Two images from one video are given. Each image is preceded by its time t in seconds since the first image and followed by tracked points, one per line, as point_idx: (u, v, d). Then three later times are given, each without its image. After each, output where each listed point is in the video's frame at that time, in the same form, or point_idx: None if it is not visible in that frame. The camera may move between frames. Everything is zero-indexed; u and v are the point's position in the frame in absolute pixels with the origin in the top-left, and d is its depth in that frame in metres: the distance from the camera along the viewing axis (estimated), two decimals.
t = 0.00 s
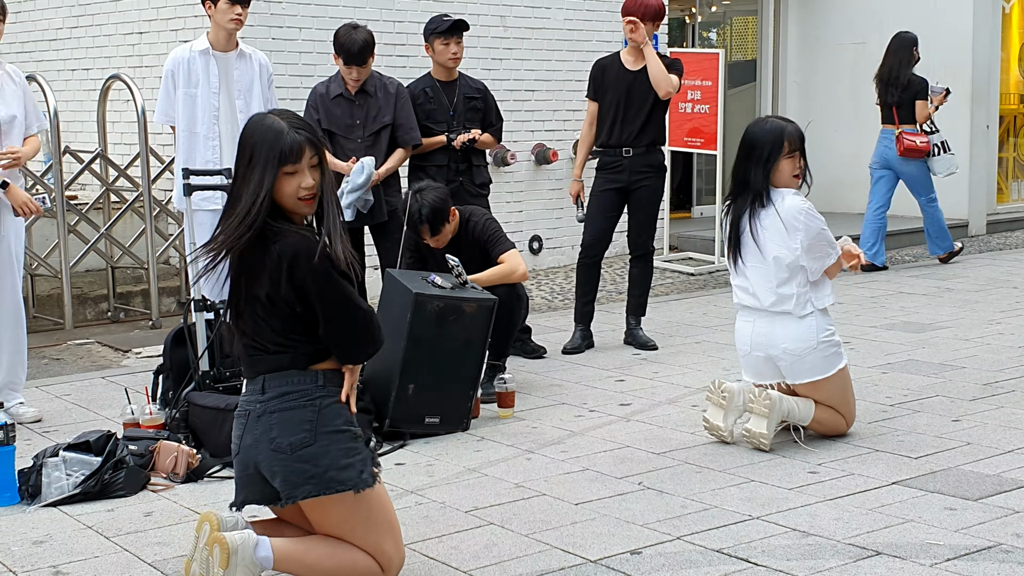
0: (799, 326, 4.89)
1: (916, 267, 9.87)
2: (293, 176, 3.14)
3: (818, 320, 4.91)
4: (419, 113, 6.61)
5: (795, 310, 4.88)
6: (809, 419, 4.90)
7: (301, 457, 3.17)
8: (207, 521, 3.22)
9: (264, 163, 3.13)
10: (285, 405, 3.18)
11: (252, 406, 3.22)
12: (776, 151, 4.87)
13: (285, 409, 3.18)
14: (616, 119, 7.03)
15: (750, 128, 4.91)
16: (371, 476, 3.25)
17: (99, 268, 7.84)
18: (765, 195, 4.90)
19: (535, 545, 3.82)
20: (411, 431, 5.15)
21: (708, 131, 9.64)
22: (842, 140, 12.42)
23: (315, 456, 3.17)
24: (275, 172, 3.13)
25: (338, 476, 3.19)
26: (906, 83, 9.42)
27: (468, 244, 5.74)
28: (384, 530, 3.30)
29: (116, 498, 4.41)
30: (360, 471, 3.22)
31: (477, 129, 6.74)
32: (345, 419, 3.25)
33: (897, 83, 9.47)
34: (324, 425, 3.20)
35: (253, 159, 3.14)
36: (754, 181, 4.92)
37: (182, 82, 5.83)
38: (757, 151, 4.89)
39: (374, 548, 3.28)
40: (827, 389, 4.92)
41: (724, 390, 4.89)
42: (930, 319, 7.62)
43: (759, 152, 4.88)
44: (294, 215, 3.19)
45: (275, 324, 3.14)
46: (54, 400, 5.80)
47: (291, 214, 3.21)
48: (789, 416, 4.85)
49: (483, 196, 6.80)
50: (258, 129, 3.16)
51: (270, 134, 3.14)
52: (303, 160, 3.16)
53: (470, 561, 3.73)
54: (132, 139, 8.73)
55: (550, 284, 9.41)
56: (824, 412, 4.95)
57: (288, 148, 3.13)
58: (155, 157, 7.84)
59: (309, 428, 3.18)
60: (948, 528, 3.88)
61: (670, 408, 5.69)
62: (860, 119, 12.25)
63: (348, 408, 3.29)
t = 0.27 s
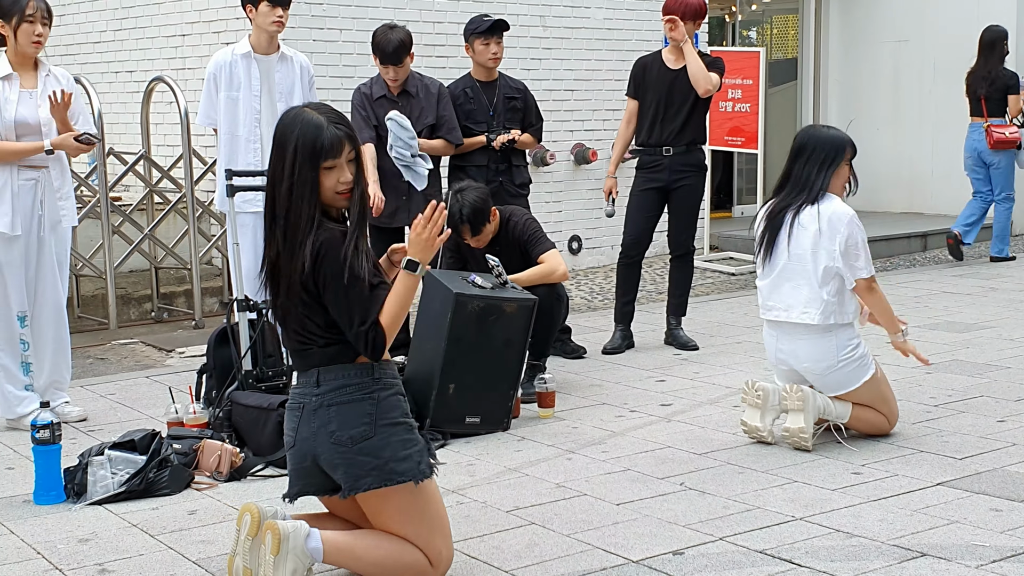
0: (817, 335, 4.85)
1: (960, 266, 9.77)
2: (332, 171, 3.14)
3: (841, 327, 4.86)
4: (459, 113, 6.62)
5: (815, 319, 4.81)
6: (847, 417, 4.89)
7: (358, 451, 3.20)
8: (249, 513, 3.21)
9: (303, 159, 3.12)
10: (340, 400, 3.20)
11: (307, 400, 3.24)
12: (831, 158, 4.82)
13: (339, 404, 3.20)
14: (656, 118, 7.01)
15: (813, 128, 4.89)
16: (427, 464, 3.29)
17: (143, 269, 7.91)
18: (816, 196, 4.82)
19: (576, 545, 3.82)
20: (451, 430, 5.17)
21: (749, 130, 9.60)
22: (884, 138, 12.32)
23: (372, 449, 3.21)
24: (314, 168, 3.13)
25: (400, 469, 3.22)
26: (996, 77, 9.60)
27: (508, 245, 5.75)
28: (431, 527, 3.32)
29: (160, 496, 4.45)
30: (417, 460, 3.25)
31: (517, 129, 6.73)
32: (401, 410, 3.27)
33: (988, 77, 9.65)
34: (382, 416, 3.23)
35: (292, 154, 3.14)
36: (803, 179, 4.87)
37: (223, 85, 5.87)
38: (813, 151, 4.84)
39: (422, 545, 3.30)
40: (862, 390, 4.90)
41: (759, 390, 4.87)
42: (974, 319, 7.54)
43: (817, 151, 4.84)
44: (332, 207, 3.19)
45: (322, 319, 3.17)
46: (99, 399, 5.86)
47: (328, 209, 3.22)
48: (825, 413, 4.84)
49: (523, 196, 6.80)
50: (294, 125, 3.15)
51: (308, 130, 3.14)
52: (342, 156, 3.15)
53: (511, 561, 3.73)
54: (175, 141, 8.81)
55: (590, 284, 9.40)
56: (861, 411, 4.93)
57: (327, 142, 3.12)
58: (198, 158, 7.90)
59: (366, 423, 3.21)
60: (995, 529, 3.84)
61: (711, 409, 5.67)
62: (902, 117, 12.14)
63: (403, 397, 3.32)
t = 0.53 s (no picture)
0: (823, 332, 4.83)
1: (975, 264, 9.74)
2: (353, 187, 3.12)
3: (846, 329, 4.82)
4: (471, 113, 6.63)
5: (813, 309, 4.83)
6: (853, 417, 4.90)
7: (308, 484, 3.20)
8: (247, 509, 3.27)
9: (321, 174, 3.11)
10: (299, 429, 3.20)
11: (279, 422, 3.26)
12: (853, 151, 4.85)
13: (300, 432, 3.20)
14: (670, 116, 7.00)
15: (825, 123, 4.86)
16: (373, 512, 3.25)
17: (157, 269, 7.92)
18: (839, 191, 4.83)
19: (589, 544, 3.82)
20: (465, 430, 5.15)
21: (761, 128, 9.58)
22: (896, 136, 12.29)
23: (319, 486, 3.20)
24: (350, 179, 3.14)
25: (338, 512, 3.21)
26: None
27: (521, 244, 5.74)
28: (430, 528, 3.35)
29: (174, 496, 4.47)
30: (360, 507, 3.22)
31: (529, 128, 6.73)
32: (354, 456, 3.21)
33: None
34: (330, 460, 3.19)
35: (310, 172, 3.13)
36: (828, 177, 4.85)
37: (239, 87, 5.88)
38: (835, 148, 4.83)
39: (423, 549, 3.33)
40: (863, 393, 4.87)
41: (765, 388, 4.88)
42: (988, 317, 7.52)
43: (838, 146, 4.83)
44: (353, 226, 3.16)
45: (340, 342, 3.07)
46: (113, 399, 5.88)
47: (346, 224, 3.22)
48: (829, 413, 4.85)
49: (536, 195, 6.79)
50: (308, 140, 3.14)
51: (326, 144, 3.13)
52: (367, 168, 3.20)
53: (524, 560, 3.73)
54: (188, 141, 8.83)
55: (602, 283, 9.40)
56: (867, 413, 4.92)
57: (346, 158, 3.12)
58: (212, 159, 7.92)
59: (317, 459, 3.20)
60: (1010, 528, 3.83)
61: (724, 408, 5.66)
62: (915, 115, 12.10)
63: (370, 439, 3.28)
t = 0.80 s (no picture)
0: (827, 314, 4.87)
1: (974, 264, 9.74)
2: (374, 172, 3.23)
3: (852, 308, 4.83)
4: (470, 115, 6.63)
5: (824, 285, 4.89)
6: (845, 410, 4.88)
7: (302, 480, 3.24)
8: (232, 511, 3.25)
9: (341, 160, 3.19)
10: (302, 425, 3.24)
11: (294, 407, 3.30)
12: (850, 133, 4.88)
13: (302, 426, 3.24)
14: (669, 117, 7.00)
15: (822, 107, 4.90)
16: (360, 515, 3.29)
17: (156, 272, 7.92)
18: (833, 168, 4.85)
19: (589, 546, 3.82)
20: (464, 432, 5.14)
21: (760, 129, 9.58)
22: (895, 136, 12.29)
23: (310, 484, 3.24)
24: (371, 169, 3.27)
25: (326, 509, 3.26)
26: None
27: (520, 246, 5.74)
28: (426, 527, 3.36)
29: (173, 499, 4.46)
30: (347, 509, 3.26)
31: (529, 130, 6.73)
32: (345, 461, 3.23)
33: None
34: (321, 461, 3.22)
35: (325, 157, 3.18)
36: (824, 157, 4.87)
37: (241, 87, 5.88)
38: (831, 129, 4.87)
39: (418, 546, 3.34)
40: (852, 378, 4.90)
41: (753, 385, 4.88)
42: (988, 317, 7.52)
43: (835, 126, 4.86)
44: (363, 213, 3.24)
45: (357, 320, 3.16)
46: (112, 402, 5.87)
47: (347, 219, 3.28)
48: (822, 408, 4.84)
49: (535, 197, 6.79)
50: (330, 133, 3.20)
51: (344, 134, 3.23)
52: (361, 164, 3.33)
53: (524, 562, 3.73)
54: (187, 144, 8.83)
55: (601, 284, 9.40)
56: (857, 401, 4.92)
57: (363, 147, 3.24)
58: (210, 162, 7.91)
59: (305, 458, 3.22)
60: (1010, 528, 3.83)
61: (724, 409, 5.65)
62: (914, 115, 12.10)
63: (366, 444, 3.29)
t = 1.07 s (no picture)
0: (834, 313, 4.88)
1: (971, 266, 9.74)
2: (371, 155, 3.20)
3: (853, 305, 4.86)
4: (467, 119, 6.63)
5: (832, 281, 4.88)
6: (844, 412, 4.85)
7: (316, 473, 3.22)
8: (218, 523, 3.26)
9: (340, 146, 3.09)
10: (314, 415, 3.20)
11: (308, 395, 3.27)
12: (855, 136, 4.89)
13: (313, 418, 3.20)
14: (665, 121, 7.00)
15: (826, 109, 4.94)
16: (376, 504, 3.25)
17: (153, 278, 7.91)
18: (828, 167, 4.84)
19: (586, 550, 3.81)
20: (462, 435, 5.15)
21: (756, 132, 9.59)
22: (892, 138, 12.30)
23: (324, 474, 3.21)
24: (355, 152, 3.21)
25: (342, 499, 3.22)
26: None
27: (517, 249, 5.74)
28: (429, 530, 3.34)
29: (170, 504, 4.45)
30: (363, 499, 3.22)
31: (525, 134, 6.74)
32: (361, 449, 3.19)
33: None
34: (335, 451, 3.18)
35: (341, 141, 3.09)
36: (824, 155, 4.86)
37: (238, 91, 5.88)
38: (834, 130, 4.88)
39: (417, 549, 3.34)
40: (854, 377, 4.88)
41: (750, 388, 4.88)
42: (985, 319, 7.52)
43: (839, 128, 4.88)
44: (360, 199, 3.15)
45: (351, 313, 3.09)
46: (109, 408, 5.87)
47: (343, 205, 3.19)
48: (820, 410, 4.81)
49: (532, 201, 6.78)
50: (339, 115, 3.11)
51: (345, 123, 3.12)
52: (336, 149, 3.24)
53: (522, 566, 3.72)
54: (183, 150, 8.82)
55: (599, 288, 9.39)
56: (858, 402, 4.91)
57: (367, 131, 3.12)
58: (207, 168, 7.91)
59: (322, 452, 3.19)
60: (1007, 531, 3.82)
61: (721, 412, 5.65)
62: (911, 117, 12.11)
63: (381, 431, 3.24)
